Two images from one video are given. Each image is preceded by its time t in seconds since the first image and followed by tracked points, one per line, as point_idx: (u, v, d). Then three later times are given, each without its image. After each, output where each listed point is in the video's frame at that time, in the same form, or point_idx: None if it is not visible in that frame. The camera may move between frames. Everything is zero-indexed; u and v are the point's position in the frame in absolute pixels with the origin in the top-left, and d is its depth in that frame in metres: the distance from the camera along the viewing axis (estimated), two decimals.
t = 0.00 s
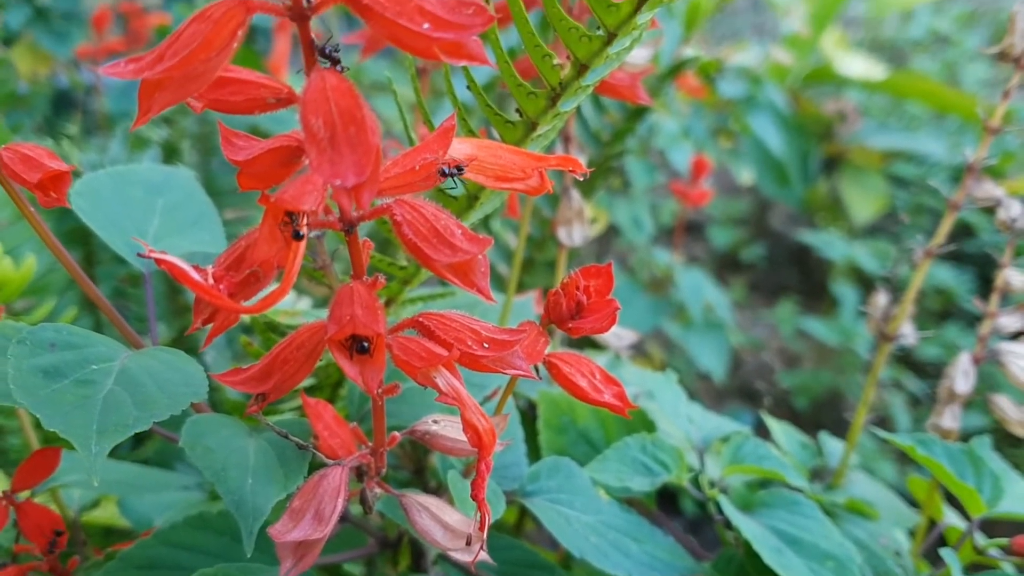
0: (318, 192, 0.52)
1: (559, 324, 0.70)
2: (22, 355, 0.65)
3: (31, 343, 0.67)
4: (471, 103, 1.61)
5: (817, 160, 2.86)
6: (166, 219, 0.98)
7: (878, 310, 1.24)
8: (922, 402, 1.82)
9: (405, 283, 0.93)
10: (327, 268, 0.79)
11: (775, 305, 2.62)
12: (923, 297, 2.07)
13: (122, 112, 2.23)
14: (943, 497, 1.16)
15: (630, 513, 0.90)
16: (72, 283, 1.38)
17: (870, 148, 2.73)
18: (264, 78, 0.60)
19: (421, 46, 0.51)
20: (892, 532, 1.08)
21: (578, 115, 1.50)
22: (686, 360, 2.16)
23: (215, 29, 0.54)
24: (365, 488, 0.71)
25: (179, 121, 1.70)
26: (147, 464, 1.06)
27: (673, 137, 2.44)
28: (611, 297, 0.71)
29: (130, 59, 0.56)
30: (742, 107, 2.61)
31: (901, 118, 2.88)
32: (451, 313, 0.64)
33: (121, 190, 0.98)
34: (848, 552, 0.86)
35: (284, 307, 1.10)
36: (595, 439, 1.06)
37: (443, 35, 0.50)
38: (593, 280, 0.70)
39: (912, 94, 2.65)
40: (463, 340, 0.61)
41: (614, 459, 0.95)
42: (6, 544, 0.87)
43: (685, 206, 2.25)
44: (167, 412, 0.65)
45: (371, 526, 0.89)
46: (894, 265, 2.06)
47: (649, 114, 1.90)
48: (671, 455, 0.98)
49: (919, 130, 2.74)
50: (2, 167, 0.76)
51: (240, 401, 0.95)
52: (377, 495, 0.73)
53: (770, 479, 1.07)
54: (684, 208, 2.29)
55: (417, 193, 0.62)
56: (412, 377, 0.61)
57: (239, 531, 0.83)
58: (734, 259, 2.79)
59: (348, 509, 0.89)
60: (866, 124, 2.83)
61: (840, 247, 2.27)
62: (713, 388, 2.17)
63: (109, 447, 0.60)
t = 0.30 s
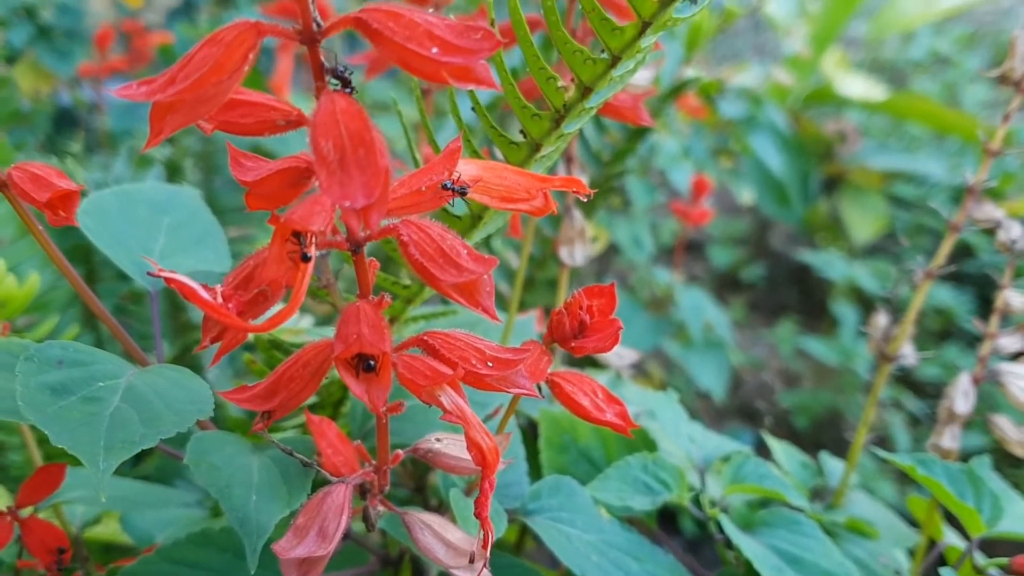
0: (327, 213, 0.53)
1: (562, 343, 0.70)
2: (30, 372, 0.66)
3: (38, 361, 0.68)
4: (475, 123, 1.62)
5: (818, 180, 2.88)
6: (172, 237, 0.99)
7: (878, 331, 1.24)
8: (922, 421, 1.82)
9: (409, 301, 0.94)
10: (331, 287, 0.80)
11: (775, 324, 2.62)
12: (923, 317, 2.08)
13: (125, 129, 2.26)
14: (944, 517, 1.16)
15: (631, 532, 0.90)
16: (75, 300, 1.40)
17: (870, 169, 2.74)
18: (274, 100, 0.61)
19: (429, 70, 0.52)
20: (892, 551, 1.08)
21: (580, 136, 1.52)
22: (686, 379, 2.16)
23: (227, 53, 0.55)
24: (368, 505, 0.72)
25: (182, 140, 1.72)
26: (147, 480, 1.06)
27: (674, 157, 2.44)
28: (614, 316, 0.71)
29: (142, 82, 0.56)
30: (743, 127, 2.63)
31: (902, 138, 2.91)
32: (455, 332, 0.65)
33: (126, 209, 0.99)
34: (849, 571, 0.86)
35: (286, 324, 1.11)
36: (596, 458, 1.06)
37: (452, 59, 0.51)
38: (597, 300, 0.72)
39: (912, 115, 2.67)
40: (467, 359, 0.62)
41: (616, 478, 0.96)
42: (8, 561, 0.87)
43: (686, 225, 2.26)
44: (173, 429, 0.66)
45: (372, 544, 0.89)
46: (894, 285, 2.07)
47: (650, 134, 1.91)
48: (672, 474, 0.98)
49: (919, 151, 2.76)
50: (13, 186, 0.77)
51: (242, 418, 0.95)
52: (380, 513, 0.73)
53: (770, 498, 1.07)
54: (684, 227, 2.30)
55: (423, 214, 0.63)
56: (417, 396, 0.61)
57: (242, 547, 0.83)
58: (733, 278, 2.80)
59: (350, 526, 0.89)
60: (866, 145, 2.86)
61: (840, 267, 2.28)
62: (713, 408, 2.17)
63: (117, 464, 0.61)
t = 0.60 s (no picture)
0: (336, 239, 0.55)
1: (565, 366, 0.71)
2: (39, 393, 0.67)
3: (47, 381, 0.69)
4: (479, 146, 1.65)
5: (818, 203, 2.90)
6: (178, 259, 1.01)
7: (878, 355, 1.25)
8: (921, 445, 1.82)
9: (412, 323, 0.95)
10: (336, 309, 0.82)
11: (775, 347, 2.63)
12: (923, 340, 2.08)
13: (128, 149, 2.29)
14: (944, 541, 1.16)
15: (632, 555, 0.90)
16: (77, 319, 1.41)
17: (871, 192, 2.76)
18: (285, 128, 0.62)
19: (438, 99, 0.53)
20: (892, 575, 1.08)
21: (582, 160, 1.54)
22: (686, 402, 2.16)
23: (239, 82, 0.56)
24: (371, 526, 0.72)
25: (187, 161, 1.74)
26: (148, 499, 1.06)
27: (675, 179, 2.46)
28: (616, 340, 0.72)
29: (156, 109, 0.57)
30: (744, 151, 2.65)
31: (902, 162, 2.93)
32: (460, 355, 0.66)
33: (133, 232, 1.00)
34: None
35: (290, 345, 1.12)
36: (597, 481, 1.06)
37: (460, 90, 0.53)
38: (599, 323, 0.72)
39: (913, 139, 2.70)
40: (471, 382, 0.63)
41: (617, 501, 0.96)
42: None
43: (686, 248, 2.27)
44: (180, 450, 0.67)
45: (373, 565, 0.89)
46: (894, 309, 2.07)
47: (651, 157, 1.93)
48: (673, 496, 0.99)
49: (919, 174, 2.78)
50: (24, 210, 0.78)
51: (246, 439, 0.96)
52: (383, 534, 0.73)
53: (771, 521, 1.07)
54: (685, 249, 2.31)
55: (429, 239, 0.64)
56: (422, 418, 0.62)
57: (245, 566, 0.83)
58: (734, 300, 2.81)
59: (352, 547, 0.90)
60: (867, 168, 2.88)
61: (840, 291, 2.27)
62: (713, 430, 2.17)
63: (125, 484, 0.62)
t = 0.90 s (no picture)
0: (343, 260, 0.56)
1: (567, 386, 0.72)
2: (47, 411, 0.69)
3: (55, 400, 0.70)
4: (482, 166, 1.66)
5: (820, 224, 2.91)
6: (184, 279, 1.02)
7: (877, 376, 1.25)
8: (922, 466, 1.81)
9: (415, 343, 0.96)
10: (339, 328, 0.84)
11: (776, 368, 2.62)
12: (924, 360, 2.08)
13: (132, 168, 2.31)
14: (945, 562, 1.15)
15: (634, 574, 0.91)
16: (80, 338, 1.41)
17: (871, 214, 2.78)
18: (294, 151, 0.64)
19: (444, 123, 0.55)
20: None
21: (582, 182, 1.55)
22: (687, 422, 2.17)
23: (249, 107, 0.57)
24: (373, 544, 0.73)
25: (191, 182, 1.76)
26: (149, 517, 1.06)
27: (676, 200, 2.46)
28: (618, 360, 0.73)
29: (166, 133, 0.58)
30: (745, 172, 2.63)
31: (903, 184, 2.94)
32: (463, 374, 0.66)
33: (140, 252, 1.01)
34: None
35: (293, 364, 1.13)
36: (599, 500, 1.06)
37: (466, 114, 0.54)
38: (601, 343, 0.72)
39: (913, 161, 2.71)
40: (475, 401, 0.63)
41: (618, 520, 0.96)
42: None
43: (687, 268, 2.28)
44: (186, 466, 0.68)
45: None
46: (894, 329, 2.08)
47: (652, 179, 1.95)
48: (674, 516, 0.99)
49: (919, 195, 2.79)
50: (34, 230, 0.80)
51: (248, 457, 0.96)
52: (385, 552, 0.74)
53: (771, 541, 1.07)
54: (686, 270, 2.32)
55: (434, 260, 0.65)
56: (426, 437, 0.63)
57: None
58: (735, 320, 2.81)
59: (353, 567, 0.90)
60: (867, 190, 2.90)
61: (841, 311, 2.22)
62: (713, 451, 2.17)
63: (132, 500, 0.63)
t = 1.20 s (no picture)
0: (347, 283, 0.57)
1: (567, 408, 0.73)
2: (56, 430, 0.70)
3: (64, 420, 0.72)
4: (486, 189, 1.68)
5: (822, 246, 2.92)
6: (191, 301, 1.03)
7: (877, 399, 1.26)
8: (924, 488, 1.80)
9: (418, 364, 0.98)
10: (344, 349, 0.86)
11: (779, 390, 2.61)
12: (926, 383, 2.08)
13: (140, 188, 2.35)
14: None
15: None
16: (85, 358, 1.43)
17: (873, 237, 2.79)
18: (301, 177, 0.65)
19: (446, 151, 0.56)
20: None
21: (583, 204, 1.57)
22: (691, 444, 2.17)
23: (258, 135, 0.59)
24: (376, 565, 0.73)
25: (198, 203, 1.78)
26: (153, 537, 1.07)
27: (679, 223, 2.47)
28: (618, 382, 0.74)
29: (177, 158, 0.60)
30: (748, 195, 2.63)
31: (905, 207, 2.95)
32: (465, 396, 0.67)
33: (149, 274, 1.03)
34: None
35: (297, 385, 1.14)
36: (600, 522, 1.07)
37: (468, 143, 0.56)
38: (601, 366, 0.73)
39: (915, 184, 2.73)
40: (476, 423, 0.64)
41: (619, 541, 0.97)
42: None
43: (690, 290, 2.28)
44: (192, 487, 0.70)
45: None
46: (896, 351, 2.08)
47: (654, 201, 1.96)
48: (674, 537, 0.99)
49: (921, 218, 2.79)
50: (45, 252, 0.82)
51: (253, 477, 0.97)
52: (388, 572, 0.74)
53: (771, 563, 1.07)
54: (688, 292, 2.33)
55: (437, 284, 0.66)
56: (428, 458, 0.64)
57: None
58: (738, 342, 2.81)
59: None
60: (870, 213, 2.92)
61: (843, 333, 2.23)
62: (716, 473, 2.17)
63: (139, 519, 0.65)
